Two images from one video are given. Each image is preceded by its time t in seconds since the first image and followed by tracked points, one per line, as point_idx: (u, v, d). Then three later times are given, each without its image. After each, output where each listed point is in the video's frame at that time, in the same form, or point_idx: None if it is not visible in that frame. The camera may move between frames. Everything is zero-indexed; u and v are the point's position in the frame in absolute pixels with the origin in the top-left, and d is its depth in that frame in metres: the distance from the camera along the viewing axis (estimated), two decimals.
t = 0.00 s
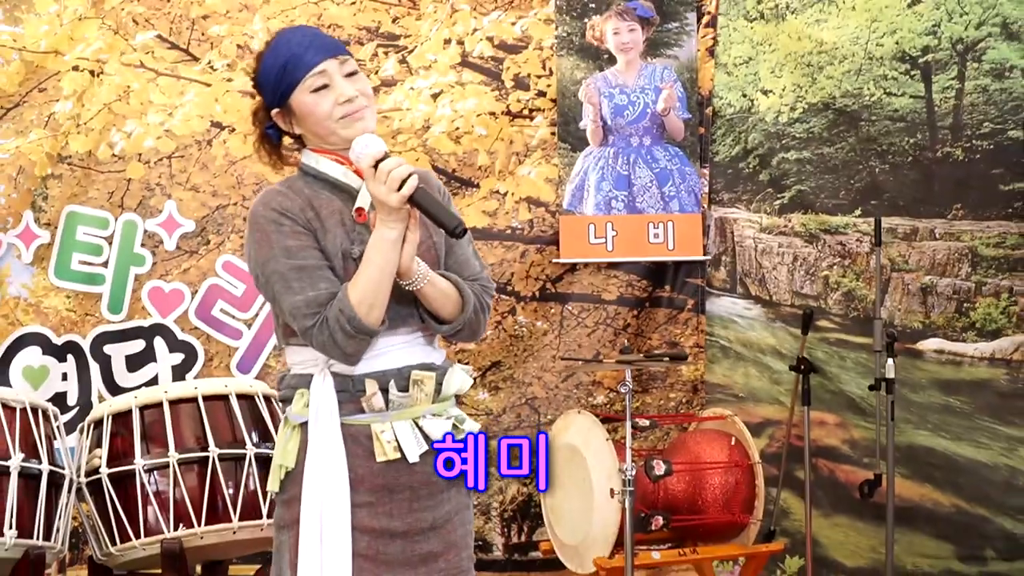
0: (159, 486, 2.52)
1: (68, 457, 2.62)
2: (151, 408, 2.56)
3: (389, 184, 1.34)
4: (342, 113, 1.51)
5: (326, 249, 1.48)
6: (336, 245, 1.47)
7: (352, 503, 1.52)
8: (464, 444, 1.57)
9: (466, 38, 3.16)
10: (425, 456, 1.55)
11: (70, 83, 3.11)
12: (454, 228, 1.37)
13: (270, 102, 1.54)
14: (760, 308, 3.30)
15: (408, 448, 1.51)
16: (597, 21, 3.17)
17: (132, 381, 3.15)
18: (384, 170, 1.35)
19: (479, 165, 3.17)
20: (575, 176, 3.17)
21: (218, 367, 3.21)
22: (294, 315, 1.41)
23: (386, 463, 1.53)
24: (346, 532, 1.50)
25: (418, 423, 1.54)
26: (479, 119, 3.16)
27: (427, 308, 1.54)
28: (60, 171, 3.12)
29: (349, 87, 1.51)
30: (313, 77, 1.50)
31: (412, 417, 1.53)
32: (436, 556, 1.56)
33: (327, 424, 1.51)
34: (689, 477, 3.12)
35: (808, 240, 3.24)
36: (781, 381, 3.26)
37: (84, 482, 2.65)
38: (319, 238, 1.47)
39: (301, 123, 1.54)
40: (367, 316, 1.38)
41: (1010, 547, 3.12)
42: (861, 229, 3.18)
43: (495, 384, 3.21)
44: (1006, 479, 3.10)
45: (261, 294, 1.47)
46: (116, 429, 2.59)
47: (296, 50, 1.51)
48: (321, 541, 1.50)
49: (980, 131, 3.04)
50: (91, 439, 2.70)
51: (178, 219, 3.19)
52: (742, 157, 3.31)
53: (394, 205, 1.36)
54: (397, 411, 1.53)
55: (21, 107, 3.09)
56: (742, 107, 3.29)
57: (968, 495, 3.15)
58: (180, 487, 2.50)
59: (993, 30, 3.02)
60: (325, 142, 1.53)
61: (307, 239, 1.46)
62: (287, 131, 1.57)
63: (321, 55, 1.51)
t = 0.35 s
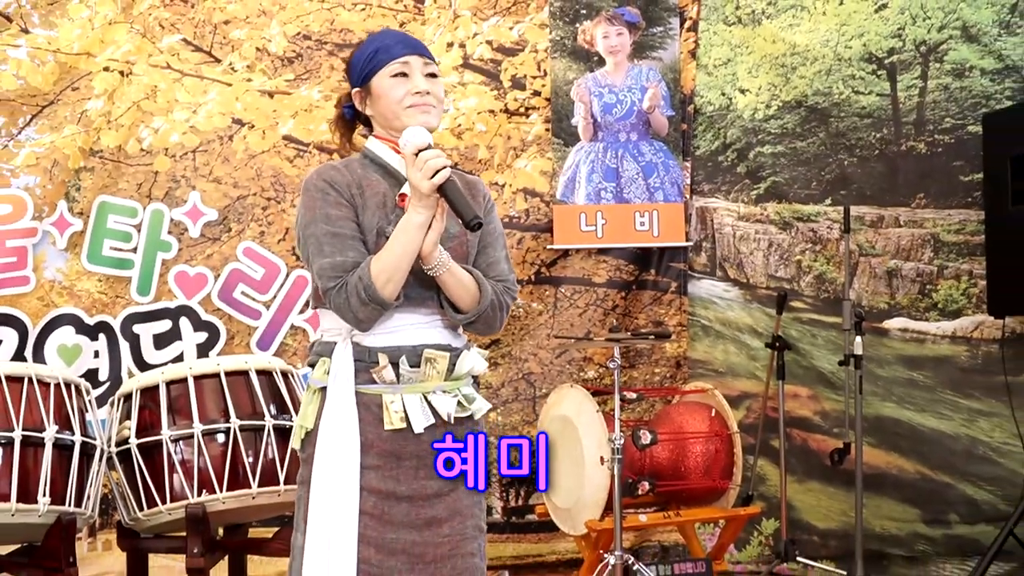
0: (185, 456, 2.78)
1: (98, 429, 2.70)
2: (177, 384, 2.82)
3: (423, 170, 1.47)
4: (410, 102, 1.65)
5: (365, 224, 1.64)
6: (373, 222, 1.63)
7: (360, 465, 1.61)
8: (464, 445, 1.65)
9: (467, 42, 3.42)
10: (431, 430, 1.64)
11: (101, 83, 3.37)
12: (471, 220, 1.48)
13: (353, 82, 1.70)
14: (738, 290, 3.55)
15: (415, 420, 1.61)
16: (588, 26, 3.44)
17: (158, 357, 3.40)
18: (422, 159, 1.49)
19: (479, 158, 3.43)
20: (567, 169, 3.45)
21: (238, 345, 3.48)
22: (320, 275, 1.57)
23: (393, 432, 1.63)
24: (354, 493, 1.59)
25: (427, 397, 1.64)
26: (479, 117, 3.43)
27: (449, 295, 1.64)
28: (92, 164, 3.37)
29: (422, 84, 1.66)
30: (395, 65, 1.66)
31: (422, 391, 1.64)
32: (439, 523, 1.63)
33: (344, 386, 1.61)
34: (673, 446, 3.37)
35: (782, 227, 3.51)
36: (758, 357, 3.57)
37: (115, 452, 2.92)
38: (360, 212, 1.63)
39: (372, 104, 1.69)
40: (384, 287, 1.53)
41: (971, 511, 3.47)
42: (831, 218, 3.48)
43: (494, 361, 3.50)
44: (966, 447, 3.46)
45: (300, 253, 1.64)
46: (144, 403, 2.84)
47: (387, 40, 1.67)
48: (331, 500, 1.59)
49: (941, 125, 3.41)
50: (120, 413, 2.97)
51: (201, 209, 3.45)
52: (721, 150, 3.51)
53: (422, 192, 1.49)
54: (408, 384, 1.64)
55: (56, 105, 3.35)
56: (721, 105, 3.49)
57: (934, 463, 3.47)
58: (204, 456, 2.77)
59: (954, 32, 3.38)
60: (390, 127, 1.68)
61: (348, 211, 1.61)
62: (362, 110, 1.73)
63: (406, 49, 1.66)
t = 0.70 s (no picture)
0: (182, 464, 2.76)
1: (96, 436, 2.69)
2: (177, 391, 2.80)
3: (440, 174, 1.50)
4: (447, 111, 1.72)
5: (376, 224, 1.68)
6: (385, 222, 1.68)
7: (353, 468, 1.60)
8: (463, 444, 1.65)
9: (466, 50, 3.44)
10: (424, 437, 1.63)
11: (101, 91, 3.39)
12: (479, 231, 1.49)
13: (396, 83, 1.77)
14: (736, 297, 3.55)
15: (407, 426, 1.61)
16: (585, 34, 3.46)
17: (157, 365, 3.39)
18: (443, 165, 1.52)
19: (479, 166, 3.43)
20: (565, 176, 3.45)
21: (237, 353, 3.47)
22: (324, 266, 1.61)
23: (385, 437, 1.62)
24: (345, 495, 1.58)
25: (422, 405, 1.63)
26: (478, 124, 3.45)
27: (452, 307, 1.66)
28: (92, 172, 3.38)
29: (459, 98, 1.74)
30: (442, 75, 1.73)
31: (417, 398, 1.63)
32: (431, 532, 1.62)
33: (337, 387, 1.61)
34: (672, 454, 3.37)
35: (781, 235, 3.51)
36: (757, 364, 3.55)
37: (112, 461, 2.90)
38: (373, 211, 1.67)
39: (410, 107, 1.75)
40: (383, 287, 1.56)
41: (972, 520, 3.46)
42: (830, 224, 3.48)
43: (493, 368, 3.49)
44: (965, 455, 3.45)
45: (311, 243, 1.69)
46: (142, 412, 2.83)
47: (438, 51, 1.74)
48: (321, 502, 1.58)
49: (938, 133, 3.43)
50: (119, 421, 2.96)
51: (200, 217, 3.46)
52: (719, 158, 3.52)
53: (433, 199, 1.51)
54: (403, 390, 1.63)
55: (56, 113, 3.36)
56: (718, 112, 3.51)
57: (932, 470, 3.46)
58: (202, 464, 2.76)
59: (951, 40, 3.41)
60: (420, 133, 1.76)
61: (361, 207, 1.66)
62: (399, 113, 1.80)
63: (454, 61, 1.74)
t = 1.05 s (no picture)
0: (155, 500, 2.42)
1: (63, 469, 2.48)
2: (149, 420, 2.46)
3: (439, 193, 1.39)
4: (451, 117, 1.59)
5: (372, 239, 1.55)
6: (381, 237, 1.55)
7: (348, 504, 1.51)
8: (463, 444, 1.56)
9: (462, 50, 3.24)
10: (424, 468, 1.55)
11: (68, 95, 3.11)
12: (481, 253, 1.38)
13: (399, 87, 1.64)
14: (755, 318, 3.31)
15: (407, 459, 1.52)
16: (592, 33, 3.25)
17: (127, 393, 3.10)
18: (443, 181, 1.41)
19: (475, 175, 3.20)
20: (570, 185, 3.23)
21: (213, 379, 3.19)
22: (314, 285, 1.48)
23: (383, 470, 1.53)
24: (340, 533, 1.49)
25: (423, 436, 1.55)
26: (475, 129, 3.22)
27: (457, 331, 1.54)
28: (57, 183, 3.10)
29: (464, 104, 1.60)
30: (447, 79, 1.60)
31: (417, 428, 1.54)
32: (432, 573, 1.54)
33: (333, 417, 1.53)
34: (685, 489, 3.10)
35: (803, 250, 3.26)
36: (778, 392, 3.27)
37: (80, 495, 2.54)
38: (369, 226, 1.54)
39: (412, 112, 1.62)
40: (376, 309, 1.43)
41: (1009, 559, 3.07)
42: (857, 239, 3.20)
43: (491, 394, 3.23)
44: (1004, 489, 3.06)
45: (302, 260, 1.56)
46: (110, 441, 2.48)
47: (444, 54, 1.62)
48: (314, 541, 1.49)
49: (973, 140, 3.07)
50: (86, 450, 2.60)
51: (174, 230, 3.18)
52: (736, 167, 3.33)
53: (434, 219, 1.40)
54: (403, 420, 1.54)
55: (19, 119, 3.07)
56: (735, 118, 3.32)
57: (967, 505, 3.09)
58: (175, 499, 2.41)
59: (986, 39, 3.07)
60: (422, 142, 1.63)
61: (355, 221, 1.52)
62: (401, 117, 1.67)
63: (459, 65, 1.61)
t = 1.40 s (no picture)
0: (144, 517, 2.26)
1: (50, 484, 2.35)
2: (137, 434, 2.31)
3: (436, 198, 1.30)
4: (441, 124, 1.49)
5: (367, 250, 1.45)
6: (377, 248, 1.44)
7: (356, 524, 1.41)
8: (463, 443, 1.45)
9: (460, 51, 3.13)
10: (428, 495, 1.44)
11: (54, 98, 3.00)
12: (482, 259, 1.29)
13: (384, 93, 1.54)
14: (763, 329, 3.23)
15: (414, 476, 1.42)
16: (594, 34, 3.16)
17: (116, 406, 3.00)
18: (437, 186, 1.31)
19: (474, 181, 3.10)
20: (573, 191, 3.14)
21: (203, 391, 3.09)
22: (308, 302, 1.38)
23: (389, 488, 1.43)
24: (349, 556, 1.40)
25: (429, 452, 1.44)
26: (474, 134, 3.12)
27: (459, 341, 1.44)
28: (42, 189, 2.98)
29: (454, 110, 1.50)
30: (434, 82, 1.50)
31: (423, 444, 1.43)
32: None
33: (337, 435, 1.42)
34: (691, 505, 2.99)
35: (812, 259, 3.17)
36: (786, 405, 3.19)
37: (67, 510, 2.37)
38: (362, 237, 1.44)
39: (400, 119, 1.52)
40: (375, 322, 1.33)
41: None
42: (869, 248, 3.10)
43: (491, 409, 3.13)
44: (1017, 505, 2.91)
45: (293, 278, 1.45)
46: (98, 456, 2.32)
47: (430, 55, 1.51)
48: (322, 566, 1.40)
49: (987, 146, 2.95)
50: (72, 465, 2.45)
51: (162, 238, 3.07)
52: (744, 173, 3.24)
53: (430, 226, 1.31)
54: (408, 436, 1.43)
55: (3, 123, 2.97)
56: (743, 122, 3.24)
57: (981, 521, 2.95)
58: (165, 515, 2.26)
59: (1001, 42, 2.93)
60: (410, 149, 1.52)
61: (349, 233, 1.43)
62: (387, 124, 1.57)
63: (447, 66, 1.51)
